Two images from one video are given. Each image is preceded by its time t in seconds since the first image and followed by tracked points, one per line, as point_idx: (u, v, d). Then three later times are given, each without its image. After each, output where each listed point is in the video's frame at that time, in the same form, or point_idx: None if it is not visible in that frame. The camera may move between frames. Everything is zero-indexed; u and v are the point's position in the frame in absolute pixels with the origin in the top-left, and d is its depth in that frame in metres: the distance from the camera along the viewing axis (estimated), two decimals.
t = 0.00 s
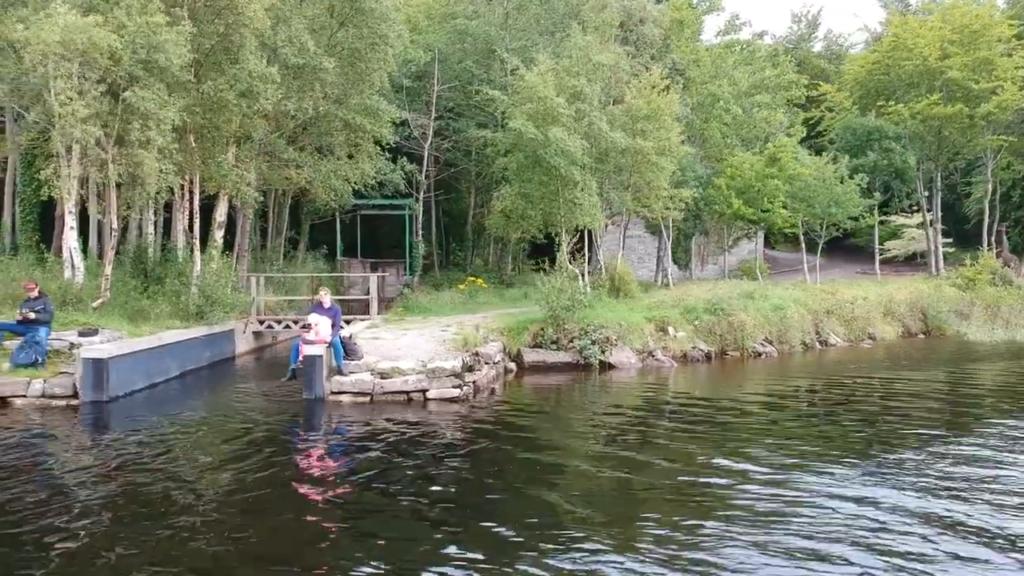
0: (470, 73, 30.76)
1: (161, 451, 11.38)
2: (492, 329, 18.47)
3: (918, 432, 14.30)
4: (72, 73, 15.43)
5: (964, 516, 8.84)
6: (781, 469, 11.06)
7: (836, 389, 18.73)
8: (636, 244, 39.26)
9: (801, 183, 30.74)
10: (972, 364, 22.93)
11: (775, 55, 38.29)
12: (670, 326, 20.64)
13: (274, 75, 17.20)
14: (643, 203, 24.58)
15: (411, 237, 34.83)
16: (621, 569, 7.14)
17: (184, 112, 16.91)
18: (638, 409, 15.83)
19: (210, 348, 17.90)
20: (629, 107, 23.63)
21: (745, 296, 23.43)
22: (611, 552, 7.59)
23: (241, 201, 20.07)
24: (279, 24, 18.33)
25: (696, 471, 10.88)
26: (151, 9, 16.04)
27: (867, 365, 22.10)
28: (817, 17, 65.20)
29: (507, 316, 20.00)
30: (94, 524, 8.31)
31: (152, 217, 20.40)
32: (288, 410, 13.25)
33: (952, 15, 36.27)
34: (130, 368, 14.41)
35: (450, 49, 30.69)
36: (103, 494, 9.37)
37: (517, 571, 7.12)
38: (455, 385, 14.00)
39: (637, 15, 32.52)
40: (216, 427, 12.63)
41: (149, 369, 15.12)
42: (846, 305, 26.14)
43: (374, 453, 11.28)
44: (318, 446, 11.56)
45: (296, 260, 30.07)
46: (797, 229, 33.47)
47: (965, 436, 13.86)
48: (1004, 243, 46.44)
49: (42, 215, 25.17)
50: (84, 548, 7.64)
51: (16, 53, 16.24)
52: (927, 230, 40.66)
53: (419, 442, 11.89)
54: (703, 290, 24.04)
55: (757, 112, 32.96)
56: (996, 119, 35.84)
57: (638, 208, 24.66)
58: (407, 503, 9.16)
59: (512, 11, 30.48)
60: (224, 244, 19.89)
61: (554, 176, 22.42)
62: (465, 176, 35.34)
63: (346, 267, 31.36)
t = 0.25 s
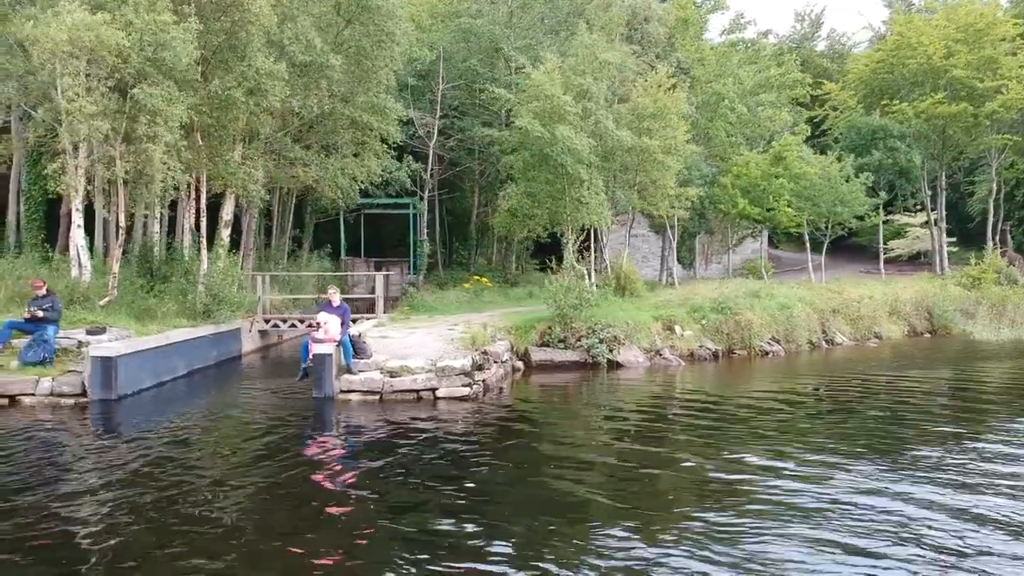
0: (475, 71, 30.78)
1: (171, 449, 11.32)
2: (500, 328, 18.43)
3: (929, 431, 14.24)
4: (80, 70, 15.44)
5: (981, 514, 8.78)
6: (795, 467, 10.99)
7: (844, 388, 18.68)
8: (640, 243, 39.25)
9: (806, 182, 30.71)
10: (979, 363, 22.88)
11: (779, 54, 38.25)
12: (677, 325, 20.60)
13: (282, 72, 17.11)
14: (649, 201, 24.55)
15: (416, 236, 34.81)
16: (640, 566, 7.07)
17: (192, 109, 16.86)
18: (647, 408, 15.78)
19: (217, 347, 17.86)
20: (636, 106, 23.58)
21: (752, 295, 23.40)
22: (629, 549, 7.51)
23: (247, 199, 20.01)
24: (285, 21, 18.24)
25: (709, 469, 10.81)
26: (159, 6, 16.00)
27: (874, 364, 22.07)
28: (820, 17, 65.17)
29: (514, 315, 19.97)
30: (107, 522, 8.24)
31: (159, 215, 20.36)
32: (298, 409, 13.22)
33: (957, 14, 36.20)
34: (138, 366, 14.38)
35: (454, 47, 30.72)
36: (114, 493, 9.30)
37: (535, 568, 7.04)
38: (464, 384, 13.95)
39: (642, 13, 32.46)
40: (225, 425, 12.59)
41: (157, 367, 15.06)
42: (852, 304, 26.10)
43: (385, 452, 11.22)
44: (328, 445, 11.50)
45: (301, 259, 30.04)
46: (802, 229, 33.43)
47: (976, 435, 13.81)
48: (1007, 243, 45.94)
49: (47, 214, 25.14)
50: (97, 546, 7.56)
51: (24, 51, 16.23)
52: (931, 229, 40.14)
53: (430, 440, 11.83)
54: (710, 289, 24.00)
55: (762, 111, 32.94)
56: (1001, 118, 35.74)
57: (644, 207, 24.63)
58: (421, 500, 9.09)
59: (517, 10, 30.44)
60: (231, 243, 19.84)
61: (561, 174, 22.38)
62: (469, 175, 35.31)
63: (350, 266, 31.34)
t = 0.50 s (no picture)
0: (482, 69, 30.85)
1: (184, 448, 11.26)
2: (510, 327, 18.39)
3: (942, 430, 14.17)
4: (89, 69, 15.40)
5: (1005, 512, 8.70)
6: (811, 465, 10.94)
7: (854, 387, 18.60)
8: (645, 242, 39.23)
9: (813, 181, 30.67)
10: (988, 363, 22.81)
11: (785, 53, 38.19)
12: (687, 324, 20.55)
13: (292, 69, 17.00)
14: (656, 200, 24.48)
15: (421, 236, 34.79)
16: (666, 564, 7.01)
17: (202, 107, 16.77)
18: (658, 407, 15.74)
19: (226, 346, 17.82)
20: (644, 104, 23.54)
21: (760, 294, 23.35)
22: (653, 548, 7.44)
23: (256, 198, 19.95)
24: (294, 18, 18.15)
25: (726, 466, 10.75)
26: (169, 4, 15.95)
27: (883, 364, 22.01)
28: (824, 16, 65.13)
29: (523, 314, 19.92)
30: (124, 521, 8.16)
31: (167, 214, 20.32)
32: (311, 407, 13.18)
33: (963, 13, 36.13)
34: (149, 365, 14.33)
35: (460, 46, 30.76)
36: (131, 491, 9.24)
37: (560, 566, 6.98)
38: (477, 382, 13.89)
39: (649, 12, 32.38)
40: (238, 423, 12.55)
41: (168, 367, 15.02)
42: (859, 303, 26.04)
43: (399, 451, 11.16)
44: (342, 444, 11.45)
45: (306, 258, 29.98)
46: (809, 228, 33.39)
47: (991, 434, 13.73)
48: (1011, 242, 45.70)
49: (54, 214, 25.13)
50: (116, 544, 7.49)
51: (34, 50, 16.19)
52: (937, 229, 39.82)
53: (445, 439, 11.78)
54: (718, 288, 23.95)
55: (768, 110, 32.90)
56: (1008, 117, 35.63)
57: (652, 206, 24.59)
58: (440, 499, 9.02)
59: (522, 8, 30.29)
60: (239, 241, 19.79)
61: (569, 173, 22.34)
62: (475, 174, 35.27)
63: (356, 265, 31.29)
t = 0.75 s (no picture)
0: (487, 69, 30.82)
1: (197, 446, 11.22)
2: (519, 326, 18.36)
3: (955, 429, 14.11)
4: (98, 69, 15.33)
5: None
6: (827, 462, 10.88)
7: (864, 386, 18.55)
8: (651, 242, 39.19)
9: (820, 180, 30.60)
10: (997, 362, 22.74)
11: (791, 52, 38.13)
12: (695, 323, 20.50)
13: (301, 67, 16.91)
14: (664, 199, 24.44)
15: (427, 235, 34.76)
16: (691, 562, 6.93)
17: (211, 105, 16.68)
18: (669, 406, 15.69)
19: (235, 344, 17.77)
20: (651, 103, 23.51)
21: (768, 293, 23.31)
22: (677, 545, 7.36)
23: (264, 197, 19.90)
24: (303, 17, 18.06)
25: (742, 464, 10.69)
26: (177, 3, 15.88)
27: (892, 362, 21.94)
28: (826, 16, 65.07)
29: (532, 313, 19.87)
30: (140, 518, 8.08)
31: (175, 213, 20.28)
32: (323, 406, 13.14)
33: (968, 12, 36.06)
34: (160, 364, 14.29)
35: (466, 45, 30.73)
36: (146, 489, 9.17)
37: (584, 563, 6.90)
38: (489, 381, 13.85)
39: (654, 11, 32.32)
40: (250, 422, 12.51)
41: (178, 365, 14.97)
42: (867, 302, 25.99)
43: (413, 449, 11.11)
44: (355, 442, 11.39)
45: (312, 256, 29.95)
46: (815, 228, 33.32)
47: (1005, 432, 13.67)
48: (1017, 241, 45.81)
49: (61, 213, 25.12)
50: (133, 542, 7.42)
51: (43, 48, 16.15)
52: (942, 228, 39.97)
53: (458, 437, 11.73)
54: (725, 287, 23.91)
55: (773, 109, 32.89)
56: (1014, 116, 35.53)
57: (660, 205, 24.54)
58: (457, 497, 8.95)
59: (528, 7, 30.37)
60: (247, 240, 19.75)
61: (577, 172, 22.29)
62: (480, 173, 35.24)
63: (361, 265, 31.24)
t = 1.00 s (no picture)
0: (495, 67, 30.81)
1: (214, 444, 11.16)
2: (530, 324, 18.31)
3: (971, 427, 14.04)
4: (107, 69, 15.23)
5: None
6: (848, 458, 10.81)
7: (876, 385, 18.48)
8: (657, 241, 39.11)
9: (828, 179, 30.50)
10: (1007, 361, 22.65)
11: (798, 51, 38.04)
12: (706, 321, 20.45)
13: (315, 66, 16.77)
14: (673, 198, 24.36)
15: (433, 234, 34.70)
16: (725, 559, 6.84)
17: (223, 104, 16.58)
18: (683, 404, 15.63)
19: (245, 343, 17.72)
20: (661, 101, 23.44)
21: (779, 292, 23.26)
22: (707, 542, 7.27)
23: (274, 195, 19.83)
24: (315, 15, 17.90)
25: (762, 461, 10.63)
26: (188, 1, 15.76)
27: (902, 361, 21.87)
28: (831, 15, 65.00)
29: (542, 311, 19.82)
30: (162, 516, 8.00)
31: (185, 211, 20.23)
32: (337, 404, 13.09)
33: (976, 11, 35.96)
34: (174, 362, 14.25)
35: (472, 44, 30.70)
36: (164, 486, 9.09)
37: (616, 560, 6.81)
38: (504, 379, 13.79)
39: (662, 9, 32.24)
40: (265, 419, 12.46)
41: (191, 363, 14.91)
42: (876, 301, 25.92)
43: (431, 447, 11.04)
44: (373, 440, 11.33)
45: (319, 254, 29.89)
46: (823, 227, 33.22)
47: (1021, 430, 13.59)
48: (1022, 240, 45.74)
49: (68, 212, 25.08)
50: (155, 538, 7.36)
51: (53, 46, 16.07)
52: (948, 228, 39.92)
53: (473, 435, 11.67)
54: (735, 286, 23.84)
55: (780, 108, 32.80)
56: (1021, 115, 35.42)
57: (669, 204, 24.49)
58: (479, 494, 8.88)
59: (535, 6, 30.60)
60: (257, 238, 19.69)
61: (586, 170, 22.22)
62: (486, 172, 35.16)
63: (367, 264, 31.17)
